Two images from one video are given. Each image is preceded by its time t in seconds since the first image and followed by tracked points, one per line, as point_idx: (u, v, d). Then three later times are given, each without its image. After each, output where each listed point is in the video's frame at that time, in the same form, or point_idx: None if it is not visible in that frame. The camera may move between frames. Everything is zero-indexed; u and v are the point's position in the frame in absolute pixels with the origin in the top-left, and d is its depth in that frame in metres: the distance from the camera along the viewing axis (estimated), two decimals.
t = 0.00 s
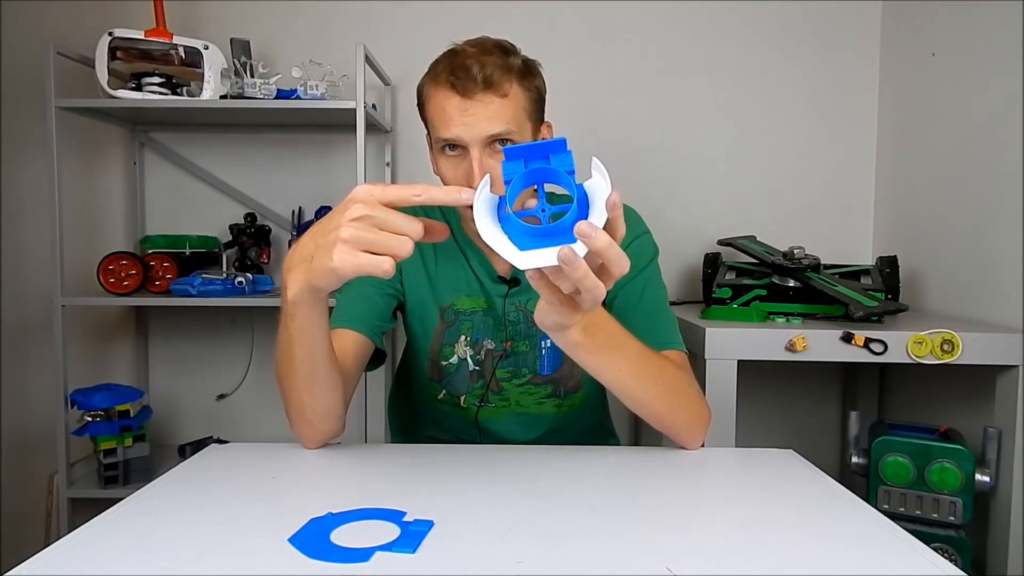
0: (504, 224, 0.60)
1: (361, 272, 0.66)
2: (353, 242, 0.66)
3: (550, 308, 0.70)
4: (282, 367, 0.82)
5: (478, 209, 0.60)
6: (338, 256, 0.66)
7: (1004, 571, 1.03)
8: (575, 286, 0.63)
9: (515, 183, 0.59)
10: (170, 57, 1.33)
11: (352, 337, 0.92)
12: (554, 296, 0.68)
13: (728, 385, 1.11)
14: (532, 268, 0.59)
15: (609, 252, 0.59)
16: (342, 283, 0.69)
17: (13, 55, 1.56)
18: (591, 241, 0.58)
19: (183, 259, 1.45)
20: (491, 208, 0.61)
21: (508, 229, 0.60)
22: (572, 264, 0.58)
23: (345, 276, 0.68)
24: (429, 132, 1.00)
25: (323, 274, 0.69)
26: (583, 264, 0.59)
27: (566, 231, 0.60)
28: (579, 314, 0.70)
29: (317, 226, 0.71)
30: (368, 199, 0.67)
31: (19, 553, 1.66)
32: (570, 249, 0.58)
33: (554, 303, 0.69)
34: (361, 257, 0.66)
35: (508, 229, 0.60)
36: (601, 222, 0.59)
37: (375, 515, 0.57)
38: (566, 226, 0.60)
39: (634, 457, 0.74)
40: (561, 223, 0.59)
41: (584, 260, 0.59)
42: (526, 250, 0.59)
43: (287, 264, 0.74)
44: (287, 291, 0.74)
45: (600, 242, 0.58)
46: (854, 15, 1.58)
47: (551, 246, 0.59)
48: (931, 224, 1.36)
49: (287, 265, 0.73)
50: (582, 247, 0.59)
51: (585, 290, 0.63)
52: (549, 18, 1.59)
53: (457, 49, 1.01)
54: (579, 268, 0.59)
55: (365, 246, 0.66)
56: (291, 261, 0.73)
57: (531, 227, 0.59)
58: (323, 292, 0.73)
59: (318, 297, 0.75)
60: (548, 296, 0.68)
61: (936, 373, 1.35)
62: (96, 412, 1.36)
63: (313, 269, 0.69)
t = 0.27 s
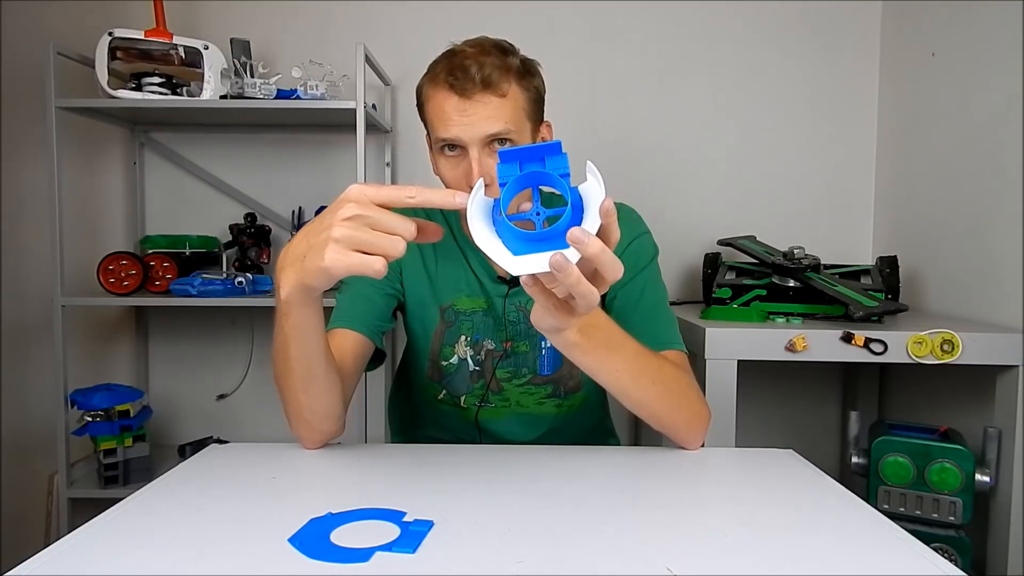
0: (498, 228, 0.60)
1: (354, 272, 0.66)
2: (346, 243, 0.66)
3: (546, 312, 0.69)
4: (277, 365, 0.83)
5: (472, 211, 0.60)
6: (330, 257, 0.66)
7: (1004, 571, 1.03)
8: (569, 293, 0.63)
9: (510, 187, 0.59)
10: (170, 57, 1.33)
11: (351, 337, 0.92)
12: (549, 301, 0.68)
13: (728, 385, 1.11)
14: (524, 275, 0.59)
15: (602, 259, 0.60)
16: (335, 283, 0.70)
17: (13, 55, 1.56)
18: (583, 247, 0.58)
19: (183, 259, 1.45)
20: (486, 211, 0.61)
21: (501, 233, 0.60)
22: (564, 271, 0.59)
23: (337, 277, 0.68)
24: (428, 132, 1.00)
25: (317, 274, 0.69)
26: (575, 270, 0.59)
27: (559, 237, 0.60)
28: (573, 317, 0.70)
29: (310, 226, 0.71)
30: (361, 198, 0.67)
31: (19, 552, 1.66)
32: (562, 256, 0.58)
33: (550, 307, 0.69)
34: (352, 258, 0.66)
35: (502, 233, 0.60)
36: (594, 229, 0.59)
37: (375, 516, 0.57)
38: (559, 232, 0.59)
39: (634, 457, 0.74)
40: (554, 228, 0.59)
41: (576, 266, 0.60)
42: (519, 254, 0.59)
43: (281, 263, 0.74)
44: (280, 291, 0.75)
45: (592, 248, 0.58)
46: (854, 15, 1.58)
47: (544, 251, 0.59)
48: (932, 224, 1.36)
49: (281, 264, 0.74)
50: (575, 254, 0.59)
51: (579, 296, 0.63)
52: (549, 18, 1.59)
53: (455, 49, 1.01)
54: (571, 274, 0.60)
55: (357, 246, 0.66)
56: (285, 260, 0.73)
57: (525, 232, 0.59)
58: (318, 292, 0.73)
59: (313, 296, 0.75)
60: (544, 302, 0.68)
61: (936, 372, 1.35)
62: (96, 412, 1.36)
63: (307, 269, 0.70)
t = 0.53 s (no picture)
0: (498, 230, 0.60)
1: (353, 272, 0.66)
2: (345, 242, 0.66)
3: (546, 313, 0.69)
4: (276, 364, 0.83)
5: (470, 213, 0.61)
6: (329, 256, 0.66)
7: (1004, 571, 1.03)
8: (567, 295, 0.63)
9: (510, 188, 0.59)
10: (170, 57, 1.33)
11: (351, 337, 0.92)
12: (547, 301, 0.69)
13: (728, 385, 1.11)
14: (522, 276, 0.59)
15: (601, 261, 0.59)
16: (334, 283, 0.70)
17: (13, 55, 1.56)
18: (581, 249, 0.58)
19: (183, 259, 1.45)
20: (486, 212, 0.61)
21: (501, 235, 0.60)
22: (561, 273, 0.59)
23: (336, 277, 0.68)
24: (428, 128, 1.00)
25: (316, 274, 0.69)
26: (572, 272, 0.59)
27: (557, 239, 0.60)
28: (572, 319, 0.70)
29: (309, 226, 0.71)
30: (361, 198, 0.67)
31: (19, 552, 1.66)
32: (560, 258, 0.58)
33: (549, 308, 0.69)
34: (351, 258, 0.66)
35: (501, 235, 0.60)
36: (592, 231, 0.59)
37: (375, 516, 0.57)
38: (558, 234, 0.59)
39: (634, 457, 0.74)
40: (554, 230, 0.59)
41: (574, 268, 0.60)
42: (518, 256, 0.59)
43: (280, 261, 0.74)
44: (279, 290, 0.75)
45: (591, 250, 0.58)
46: (854, 15, 1.58)
47: (544, 253, 0.59)
48: (932, 224, 1.36)
49: (280, 263, 0.74)
50: (573, 256, 0.59)
51: (577, 298, 0.63)
52: (549, 18, 1.59)
53: (455, 47, 1.01)
54: (569, 276, 0.60)
55: (357, 246, 0.66)
56: (284, 259, 0.73)
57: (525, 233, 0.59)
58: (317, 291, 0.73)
59: (312, 296, 0.75)
60: (542, 303, 0.69)
61: (936, 372, 1.35)
62: (96, 412, 1.36)
63: (306, 269, 0.70)
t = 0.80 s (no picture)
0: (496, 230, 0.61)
1: (350, 269, 0.66)
2: (343, 239, 0.66)
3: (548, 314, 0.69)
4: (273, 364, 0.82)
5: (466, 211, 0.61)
6: (326, 252, 0.66)
7: (1004, 571, 1.03)
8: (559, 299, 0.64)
9: (508, 186, 0.59)
10: (170, 57, 1.33)
11: (351, 336, 0.92)
12: (544, 304, 0.70)
13: (727, 386, 1.11)
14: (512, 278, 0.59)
15: (591, 266, 0.59)
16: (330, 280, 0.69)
17: (13, 55, 1.56)
18: (570, 254, 0.58)
19: (183, 259, 1.45)
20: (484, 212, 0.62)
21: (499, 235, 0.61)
22: (550, 276, 0.59)
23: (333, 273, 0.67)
24: (426, 123, 1.00)
25: (313, 270, 0.69)
26: (561, 275, 0.59)
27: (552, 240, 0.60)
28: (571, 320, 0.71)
29: (307, 223, 0.71)
30: (359, 196, 0.67)
31: (19, 552, 1.66)
32: (548, 262, 0.58)
33: (544, 310, 0.70)
34: (349, 254, 0.66)
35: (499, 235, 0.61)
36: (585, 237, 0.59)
37: (375, 516, 0.57)
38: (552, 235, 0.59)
39: (634, 457, 0.74)
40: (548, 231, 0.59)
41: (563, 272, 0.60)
42: (513, 257, 0.60)
43: (277, 259, 0.74)
44: (276, 287, 0.74)
45: (581, 256, 0.58)
46: (854, 15, 1.58)
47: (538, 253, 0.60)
48: (932, 224, 1.36)
49: (277, 261, 0.74)
50: (562, 260, 0.59)
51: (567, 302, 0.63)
52: (549, 18, 1.59)
53: (454, 44, 1.01)
54: (557, 280, 0.60)
55: (354, 243, 0.66)
56: (281, 257, 0.73)
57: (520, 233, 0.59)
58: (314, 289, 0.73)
59: (309, 293, 0.75)
60: (540, 307, 0.70)
61: (936, 372, 1.34)
62: (96, 412, 1.36)
63: (303, 265, 0.70)
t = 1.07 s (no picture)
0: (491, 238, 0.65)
1: (334, 265, 0.66)
2: (328, 234, 0.66)
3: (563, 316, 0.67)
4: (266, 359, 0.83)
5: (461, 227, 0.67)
6: (311, 248, 0.66)
7: (1004, 571, 1.03)
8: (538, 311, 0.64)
9: (498, 195, 0.62)
10: (170, 57, 1.33)
11: (349, 336, 0.92)
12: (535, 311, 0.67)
13: (727, 386, 1.11)
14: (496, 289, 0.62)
15: (566, 279, 0.60)
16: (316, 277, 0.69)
17: (14, 55, 1.56)
18: (542, 270, 0.58)
19: (183, 259, 1.45)
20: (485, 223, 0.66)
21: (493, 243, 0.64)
22: (522, 292, 0.59)
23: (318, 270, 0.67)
24: (424, 121, 1.00)
25: (300, 266, 0.69)
26: (533, 292, 0.60)
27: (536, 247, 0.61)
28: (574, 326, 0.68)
29: (296, 220, 0.71)
30: (345, 193, 0.67)
31: (19, 552, 1.66)
32: (521, 278, 0.59)
33: (537, 321, 0.67)
34: (333, 249, 0.66)
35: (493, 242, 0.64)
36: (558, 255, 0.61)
37: (375, 516, 0.57)
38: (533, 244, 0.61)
39: (634, 457, 0.74)
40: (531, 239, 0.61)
41: (536, 287, 0.60)
42: (501, 265, 0.62)
43: (267, 256, 0.74)
44: (265, 284, 0.75)
45: (552, 271, 0.59)
46: (854, 15, 1.58)
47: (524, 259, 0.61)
48: (932, 224, 1.36)
49: (267, 258, 0.74)
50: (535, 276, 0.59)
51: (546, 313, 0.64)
52: (549, 18, 1.59)
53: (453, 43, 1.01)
54: (530, 296, 0.60)
55: (338, 238, 0.66)
56: (270, 253, 0.73)
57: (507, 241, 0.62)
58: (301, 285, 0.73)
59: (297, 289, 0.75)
60: (529, 316, 0.67)
61: (937, 372, 1.34)
62: (96, 412, 1.36)
63: (289, 261, 0.70)
